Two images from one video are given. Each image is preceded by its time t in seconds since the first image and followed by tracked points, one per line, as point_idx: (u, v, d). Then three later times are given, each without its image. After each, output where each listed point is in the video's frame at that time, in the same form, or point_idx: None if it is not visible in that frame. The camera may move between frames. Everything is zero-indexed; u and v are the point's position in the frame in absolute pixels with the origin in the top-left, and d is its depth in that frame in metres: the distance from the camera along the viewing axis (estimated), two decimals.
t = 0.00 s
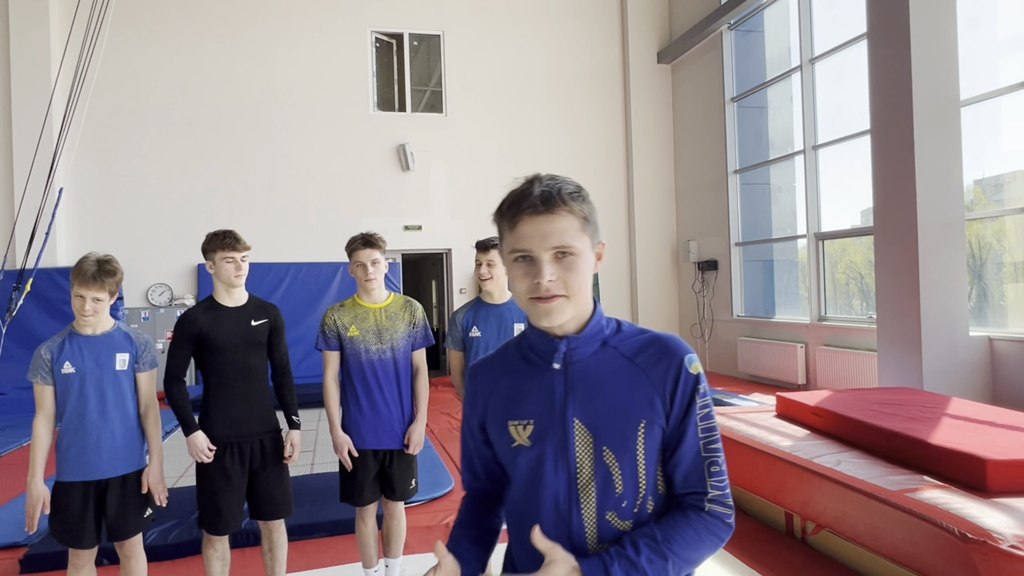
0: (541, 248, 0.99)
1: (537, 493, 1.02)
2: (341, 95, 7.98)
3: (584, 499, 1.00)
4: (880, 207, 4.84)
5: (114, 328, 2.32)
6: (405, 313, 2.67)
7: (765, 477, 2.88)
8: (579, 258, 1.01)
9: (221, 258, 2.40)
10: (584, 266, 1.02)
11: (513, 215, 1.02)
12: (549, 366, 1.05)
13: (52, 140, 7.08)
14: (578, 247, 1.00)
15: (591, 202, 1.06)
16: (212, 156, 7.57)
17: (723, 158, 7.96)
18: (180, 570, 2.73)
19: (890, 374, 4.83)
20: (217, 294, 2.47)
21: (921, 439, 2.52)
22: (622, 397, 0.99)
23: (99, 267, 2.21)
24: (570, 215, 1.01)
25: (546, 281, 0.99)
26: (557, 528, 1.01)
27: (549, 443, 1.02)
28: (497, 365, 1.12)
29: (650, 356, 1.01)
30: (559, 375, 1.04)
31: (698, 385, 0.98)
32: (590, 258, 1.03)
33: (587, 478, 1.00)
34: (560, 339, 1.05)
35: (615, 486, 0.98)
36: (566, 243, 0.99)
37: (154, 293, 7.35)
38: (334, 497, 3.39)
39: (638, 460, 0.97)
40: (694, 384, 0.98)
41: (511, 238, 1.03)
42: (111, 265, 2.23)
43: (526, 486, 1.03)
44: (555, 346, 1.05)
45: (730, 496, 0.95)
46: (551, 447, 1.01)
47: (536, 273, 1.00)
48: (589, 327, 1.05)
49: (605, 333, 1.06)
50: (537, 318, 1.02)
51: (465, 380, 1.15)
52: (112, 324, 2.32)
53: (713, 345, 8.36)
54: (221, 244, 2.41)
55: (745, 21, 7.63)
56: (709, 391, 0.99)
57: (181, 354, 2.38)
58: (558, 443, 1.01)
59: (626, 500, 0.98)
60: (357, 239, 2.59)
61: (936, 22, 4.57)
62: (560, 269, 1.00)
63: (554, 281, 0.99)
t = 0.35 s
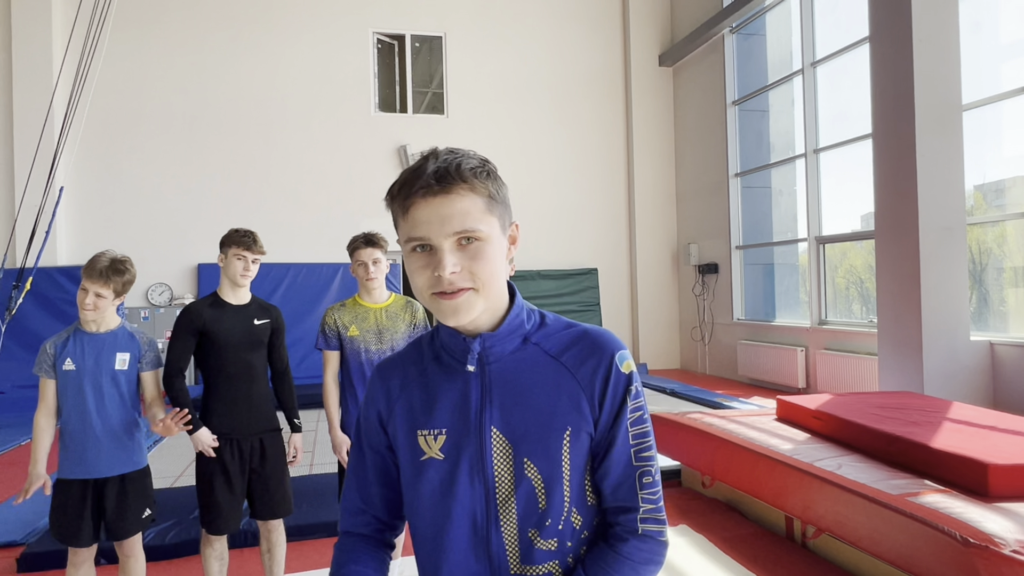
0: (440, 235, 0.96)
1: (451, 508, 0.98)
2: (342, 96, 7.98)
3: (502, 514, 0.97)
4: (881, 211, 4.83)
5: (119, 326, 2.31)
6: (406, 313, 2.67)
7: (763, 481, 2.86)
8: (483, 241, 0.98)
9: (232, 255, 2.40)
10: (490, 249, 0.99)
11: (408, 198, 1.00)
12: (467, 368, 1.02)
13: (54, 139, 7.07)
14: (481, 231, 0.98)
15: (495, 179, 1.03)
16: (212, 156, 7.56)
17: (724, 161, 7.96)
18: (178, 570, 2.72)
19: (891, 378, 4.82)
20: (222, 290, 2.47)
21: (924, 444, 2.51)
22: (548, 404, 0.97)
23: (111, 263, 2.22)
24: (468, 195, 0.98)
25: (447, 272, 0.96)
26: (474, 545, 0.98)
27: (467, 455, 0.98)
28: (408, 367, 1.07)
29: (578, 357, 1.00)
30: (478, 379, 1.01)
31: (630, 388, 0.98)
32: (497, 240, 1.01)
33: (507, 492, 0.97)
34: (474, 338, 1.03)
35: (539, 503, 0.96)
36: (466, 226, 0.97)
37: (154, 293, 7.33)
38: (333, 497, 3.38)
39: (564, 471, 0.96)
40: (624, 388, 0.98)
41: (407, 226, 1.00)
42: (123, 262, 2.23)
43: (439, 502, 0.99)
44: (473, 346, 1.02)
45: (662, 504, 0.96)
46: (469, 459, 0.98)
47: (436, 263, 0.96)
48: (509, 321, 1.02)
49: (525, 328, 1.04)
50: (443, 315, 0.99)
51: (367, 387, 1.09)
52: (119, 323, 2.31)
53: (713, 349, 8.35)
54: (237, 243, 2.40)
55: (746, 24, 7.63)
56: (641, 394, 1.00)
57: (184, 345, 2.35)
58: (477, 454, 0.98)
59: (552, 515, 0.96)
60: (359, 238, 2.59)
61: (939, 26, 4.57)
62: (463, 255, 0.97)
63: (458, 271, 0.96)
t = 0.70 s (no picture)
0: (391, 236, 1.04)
1: (442, 495, 1.00)
2: (351, 97, 8.01)
3: (483, 516, 0.94)
4: (890, 215, 4.81)
5: (133, 327, 2.32)
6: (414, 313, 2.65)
7: (771, 484, 2.85)
8: (412, 240, 0.98)
9: (262, 254, 2.42)
10: (420, 249, 0.98)
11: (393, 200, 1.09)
12: (477, 360, 1.01)
13: (64, 140, 7.12)
14: (414, 228, 0.98)
15: (447, 169, 0.99)
16: (221, 157, 7.60)
17: (732, 164, 7.94)
18: (186, 568, 2.73)
19: (899, 383, 4.79)
20: (246, 289, 2.49)
21: (935, 448, 2.49)
22: (542, 412, 0.91)
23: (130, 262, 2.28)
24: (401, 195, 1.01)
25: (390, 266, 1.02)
26: (457, 542, 0.97)
27: (460, 448, 0.98)
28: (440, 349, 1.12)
29: (585, 367, 0.90)
30: (484, 372, 0.99)
31: (637, 412, 0.85)
32: (429, 239, 0.97)
33: (491, 494, 0.93)
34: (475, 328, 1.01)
35: (518, 515, 0.90)
36: (396, 228, 1.00)
37: (162, 293, 7.37)
38: (340, 497, 3.39)
39: (548, 488, 0.89)
40: (628, 412, 0.86)
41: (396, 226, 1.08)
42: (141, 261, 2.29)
43: (436, 486, 1.02)
44: (480, 338, 1.00)
45: (657, 553, 0.83)
46: (462, 454, 0.98)
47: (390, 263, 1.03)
48: (519, 315, 0.98)
49: (540, 324, 0.98)
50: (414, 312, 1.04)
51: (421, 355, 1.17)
52: (132, 323, 2.32)
53: (720, 352, 8.33)
54: (267, 243, 2.42)
55: (755, 27, 7.61)
56: (656, 421, 0.86)
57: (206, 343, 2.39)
58: (469, 450, 0.97)
59: (530, 532, 0.90)
60: (366, 238, 2.60)
61: (949, 30, 4.55)
62: (399, 254, 1.01)
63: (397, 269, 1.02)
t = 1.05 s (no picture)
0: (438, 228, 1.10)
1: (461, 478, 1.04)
2: (353, 98, 8.02)
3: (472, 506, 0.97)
4: (891, 219, 4.82)
5: (138, 324, 2.34)
6: (414, 314, 2.69)
7: (770, 486, 2.85)
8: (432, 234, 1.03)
9: (272, 254, 2.44)
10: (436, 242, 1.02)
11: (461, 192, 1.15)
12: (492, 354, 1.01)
13: (67, 140, 7.15)
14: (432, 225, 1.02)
15: (462, 166, 0.99)
16: (223, 157, 7.61)
17: (734, 166, 7.95)
18: (188, 568, 2.74)
19: (900, 386, 4.79)
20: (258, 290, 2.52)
21: (935, 451, 2.49)
22: (510, 413, 0.88)
23: (132, 253, 2.30)
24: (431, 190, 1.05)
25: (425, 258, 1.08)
26: (460, 526, 1.01)
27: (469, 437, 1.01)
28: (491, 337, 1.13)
29: (547, 373, 0.84)
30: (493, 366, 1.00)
31: (569, 424, 0.78)
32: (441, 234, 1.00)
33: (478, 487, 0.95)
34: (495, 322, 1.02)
35: (487, 510, 0.91)
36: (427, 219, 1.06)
37: (164, 292, 7.38)
38: (341, 497, 3.39)
39: (504, 488, 0.88)
40: (564, 425, 0.78)
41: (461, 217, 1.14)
42: (142, 252, 2.33)
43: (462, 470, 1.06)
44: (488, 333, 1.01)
45: None
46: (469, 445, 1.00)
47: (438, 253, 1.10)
48: (515, 312, 0.94)
49: (534, 323, 0.92)
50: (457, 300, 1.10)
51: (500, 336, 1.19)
52: (137, 320, 2.35)
53: (721, 355, 8.34)
54: (278, 244, 2.44)
55: (758, 30, 7.62)
56: (594, 440, 0.76)
57: (218, 343, 2.44)
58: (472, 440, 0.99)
59: (495, 529, 0.90)
60: (366, 238, 2.61)
61: (951, 34, 4.55)
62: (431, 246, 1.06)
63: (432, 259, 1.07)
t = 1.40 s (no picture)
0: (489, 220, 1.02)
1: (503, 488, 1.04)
2: (358, 100, 8.04)
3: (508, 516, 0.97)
4: (895, 222, 4.82)
5: (143, 323, 2.36)
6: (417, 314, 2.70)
7: (774, 489, 2.85)
8: (504, 231, 0.96)
9: (278, 254, 2.45)
10: (509, 239, 0.95)
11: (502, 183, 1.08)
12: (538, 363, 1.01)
13: (74, 140, 7.18)
14: (505, 222, 0.96)
15: (554, 164, 0.94)
16: (229, 158, 7.64)
17: (738, 168, 7.94)
18: (190, 566, 2.75)
19: (904, 389, 4.78)
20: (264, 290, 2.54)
21: (937, 454, 2.49)
22: (554, 429, 0.88)
23: (132, 251, 2.31)
24: (506, 181, 0.97)
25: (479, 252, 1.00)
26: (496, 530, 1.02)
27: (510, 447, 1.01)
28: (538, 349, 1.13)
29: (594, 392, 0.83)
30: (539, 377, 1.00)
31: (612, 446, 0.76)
32: (522, 233, 0.94)
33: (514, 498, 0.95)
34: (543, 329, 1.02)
35: (523, 520, 0.91)
36: (494, 212, 0.98)
37: (169, 292, 7.41)
38: (344, 497, 3.40)
39: (540, 499, 0.88)
40: (608, 447, 0.77)
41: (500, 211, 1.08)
42: (141, 250, 2.33)
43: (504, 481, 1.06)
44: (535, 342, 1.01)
45: None
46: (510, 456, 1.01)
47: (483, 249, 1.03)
48: (564, 326, 0.93)
49: (583, 339, 0.92)
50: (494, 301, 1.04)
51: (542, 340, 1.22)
52: (142, 319, 2.36)
53: (724, 357, 8.33)
54: (284, 243, 2.45)
55: (763, 33, 7.62)
56: (637, 466, 0.74)
57: (222, 342, 2.46)
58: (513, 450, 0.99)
59: (531, 537, 0.90)
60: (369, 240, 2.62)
61: (957, 37, 4.55)
62: (490, 241, 0.98)
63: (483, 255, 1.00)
